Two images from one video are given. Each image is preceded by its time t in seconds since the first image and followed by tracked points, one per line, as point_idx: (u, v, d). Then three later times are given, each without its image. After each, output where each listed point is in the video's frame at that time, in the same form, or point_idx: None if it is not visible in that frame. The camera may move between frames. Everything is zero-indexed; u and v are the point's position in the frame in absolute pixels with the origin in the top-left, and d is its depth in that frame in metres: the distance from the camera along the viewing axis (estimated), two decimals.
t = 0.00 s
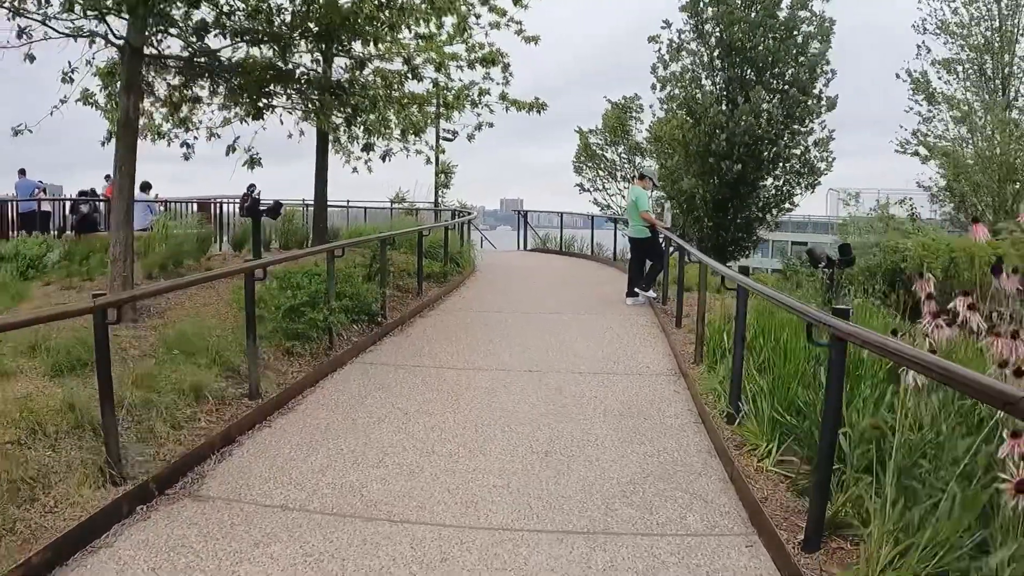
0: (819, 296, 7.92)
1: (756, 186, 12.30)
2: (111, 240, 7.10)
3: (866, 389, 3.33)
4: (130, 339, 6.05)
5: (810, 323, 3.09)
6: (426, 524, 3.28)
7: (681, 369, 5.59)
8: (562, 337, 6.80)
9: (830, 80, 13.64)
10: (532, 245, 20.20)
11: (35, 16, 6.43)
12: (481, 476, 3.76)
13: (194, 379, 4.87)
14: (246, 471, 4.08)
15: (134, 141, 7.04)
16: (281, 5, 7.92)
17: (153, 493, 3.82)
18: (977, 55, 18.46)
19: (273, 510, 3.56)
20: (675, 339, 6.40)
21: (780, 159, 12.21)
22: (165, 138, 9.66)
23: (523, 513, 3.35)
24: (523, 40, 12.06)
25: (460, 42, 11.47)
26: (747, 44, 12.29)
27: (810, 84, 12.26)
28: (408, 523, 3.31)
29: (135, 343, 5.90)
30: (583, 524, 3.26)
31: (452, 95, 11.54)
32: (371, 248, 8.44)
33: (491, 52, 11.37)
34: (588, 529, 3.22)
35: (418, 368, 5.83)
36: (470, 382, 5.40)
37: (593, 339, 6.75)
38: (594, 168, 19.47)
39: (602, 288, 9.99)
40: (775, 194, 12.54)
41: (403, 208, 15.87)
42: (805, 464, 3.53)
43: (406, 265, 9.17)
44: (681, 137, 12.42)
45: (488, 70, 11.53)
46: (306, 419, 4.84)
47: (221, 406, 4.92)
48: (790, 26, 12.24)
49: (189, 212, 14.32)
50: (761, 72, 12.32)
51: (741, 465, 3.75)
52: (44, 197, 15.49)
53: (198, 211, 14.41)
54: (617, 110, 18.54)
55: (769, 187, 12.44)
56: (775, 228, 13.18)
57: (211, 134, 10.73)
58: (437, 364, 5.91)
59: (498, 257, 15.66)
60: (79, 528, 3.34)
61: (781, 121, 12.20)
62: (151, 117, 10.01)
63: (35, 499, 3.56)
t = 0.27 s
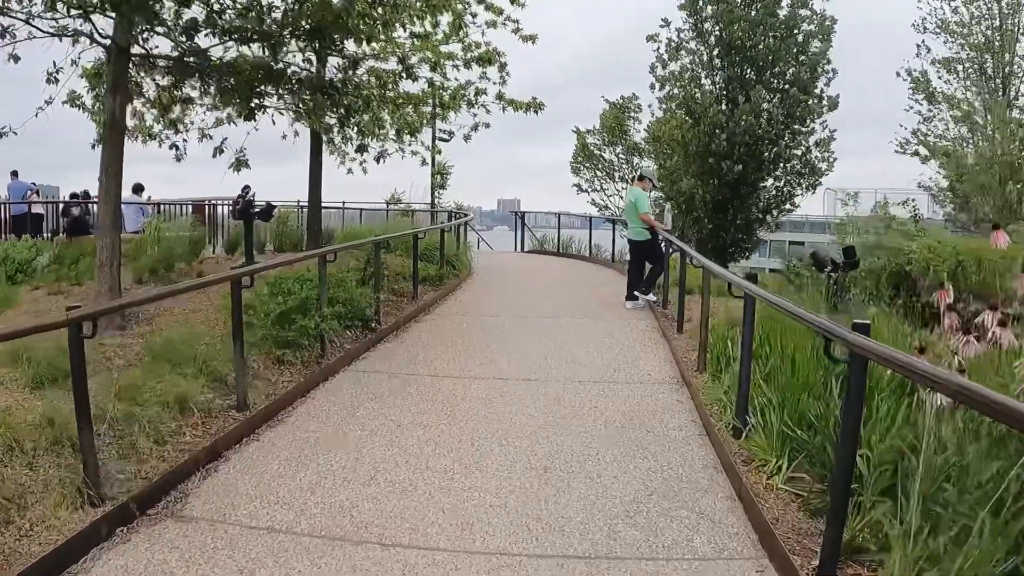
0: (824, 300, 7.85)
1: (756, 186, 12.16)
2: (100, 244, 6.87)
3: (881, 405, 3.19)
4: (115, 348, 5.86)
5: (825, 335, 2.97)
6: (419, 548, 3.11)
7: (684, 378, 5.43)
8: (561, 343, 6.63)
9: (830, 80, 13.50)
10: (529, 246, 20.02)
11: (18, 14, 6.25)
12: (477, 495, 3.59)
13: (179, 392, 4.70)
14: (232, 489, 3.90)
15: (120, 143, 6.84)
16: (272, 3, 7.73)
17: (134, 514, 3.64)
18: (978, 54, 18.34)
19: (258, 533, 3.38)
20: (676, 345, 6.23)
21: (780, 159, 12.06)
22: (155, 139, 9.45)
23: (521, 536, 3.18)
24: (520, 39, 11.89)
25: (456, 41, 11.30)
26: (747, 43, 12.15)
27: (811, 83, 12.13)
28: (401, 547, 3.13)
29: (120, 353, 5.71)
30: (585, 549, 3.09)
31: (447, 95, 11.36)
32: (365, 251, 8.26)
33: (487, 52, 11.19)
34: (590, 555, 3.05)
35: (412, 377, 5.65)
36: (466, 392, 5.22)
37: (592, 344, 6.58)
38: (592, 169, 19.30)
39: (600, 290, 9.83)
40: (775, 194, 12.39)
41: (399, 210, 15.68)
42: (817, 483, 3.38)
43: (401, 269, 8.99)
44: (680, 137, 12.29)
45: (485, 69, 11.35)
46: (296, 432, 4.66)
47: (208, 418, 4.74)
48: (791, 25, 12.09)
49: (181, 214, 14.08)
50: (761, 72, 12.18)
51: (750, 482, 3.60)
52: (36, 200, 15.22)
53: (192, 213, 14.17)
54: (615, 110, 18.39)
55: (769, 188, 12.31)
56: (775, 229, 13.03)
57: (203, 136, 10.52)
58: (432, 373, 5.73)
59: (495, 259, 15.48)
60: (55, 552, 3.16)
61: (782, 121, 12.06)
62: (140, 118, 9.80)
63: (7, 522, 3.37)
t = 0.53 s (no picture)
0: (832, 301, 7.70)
1: (759, 184, 11.99)
2: (88, 252, 6.73)
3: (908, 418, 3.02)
4: (104, 359, 5.68)
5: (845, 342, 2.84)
6: (417, 573, 2.93)
7: (692, 384, 5.24)
8: (564, 347, 6.44)
9: (833, 75, 13.31)
10: (529, 247, 19.85)
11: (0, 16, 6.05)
12: (480, 513, 3.41)
13: (168, 407, 4.53)
14: (221, 510, 3.72)
15: (110, 147, 6.67)
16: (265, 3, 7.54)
17: (119, 538, 3.46)
18: (980, 48, 18.17)
19: (248, 558, 3.19)
20: (683, 349, 6.04)
21: (784, 156, 11.87)
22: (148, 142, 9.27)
23: (526, 559, 3.00)
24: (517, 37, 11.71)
25: (452, 40, 11.12)
26: (748, 39, 11.98)
27: (815, 79, 11.95)
28: (398, 573, 2.95)
29: (109, 365, 5.53)
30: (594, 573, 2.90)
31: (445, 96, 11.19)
32: (362, 256, 8.09)
33: (485, 51, 11.01)
34: None
35: (410, 386, 5.47)
36: (466, 400, 5.04)
37: (596, 348, 6.40)
38: (592, 168, 19.11)
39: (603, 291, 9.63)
40: (779, 192, 12.22)
41: (398, 212, 15.50)
42: (837, 499, 3.21)
43: (400, 273, 8.80)
44: (682, 135, 12.12)
45: (482, 69, 11.17)
46: (290, 447, 4.48)
47: (198, 434, 4.56)
48: (793, 20, 11.92)
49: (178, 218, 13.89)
50: (763, 68, 12.00)
51: (765, 497, 3.42)
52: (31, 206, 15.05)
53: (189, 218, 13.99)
54: (615, 108, 18.21)
55: (773, 185, 12.14)
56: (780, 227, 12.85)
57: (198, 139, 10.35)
58: (431, 381, 5.55)
59: (495, 260, 15.29)
60: None
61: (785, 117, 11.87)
62: (132, 122, 9.62)
63: None
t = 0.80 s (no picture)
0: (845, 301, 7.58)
1: (766, 180, 11.78)
2: (78, 257, 6.56)
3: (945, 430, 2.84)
4: (94, 369, 5.50)
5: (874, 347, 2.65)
6: None
7: (703, 388, 5.03)
8: (569, 350, 6.24)
9: (839, 69, 13.08)
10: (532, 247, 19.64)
11: None
12: (482, 530, 3.22)
13: (156, 419, 4.37)
14: (210, 528, 3.53)
15: (100, 150, 6.49)
16: None
17: (101, 559, 3.27)
18: (987, 41, 17.92)
19: None
20: (693, 351, 5.83)
21: (790, 151, 11.66)
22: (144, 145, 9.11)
23: None
24: (518, 34, 11.51)
25: (451, 38, 10.93)
26: (753, 33, 11.76)
27: (821, 73, 11.73)
28: None
29: (99, 374, 5.35)
30: None
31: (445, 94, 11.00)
32: (361, 258, 7.89)
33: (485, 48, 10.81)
34: None
35: (410, 393, 5.26)
36: (468, 407, 4.83)
37: (603, 351, 6.19)
38: (595, 167, 18.89)
39: (608, 291, 9.41)
40: (786, 189, 12.01)
41: (399, 213, 15.31)
42: (863, 514, 3.01)
43: (401, 274, 8.61)
44: (687, 132, 11.91)
45: (483, 66, 10.97)
46: (284, 459, 4.29)
47: (188, 448, 4.37)
48: (798, 13, 11.70)
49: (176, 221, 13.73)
50: (768, 62, 11.79)
51: (786, 512, 3.22)
52: (29, 210, 14.90)
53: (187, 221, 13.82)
54: (618, 106, 17.99)
55: (780, 181, 11.92)
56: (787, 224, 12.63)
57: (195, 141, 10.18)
58: (432, 387, 5.35)
59: (498, 261, 15.09)
60: None
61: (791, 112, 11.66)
62: (127, 125, 9.44)
63: None
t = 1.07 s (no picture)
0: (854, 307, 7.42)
1: (771, 181, 11.58)
2: (67, 262, 6.38)
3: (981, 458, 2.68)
4: (81, 379, 5.33)
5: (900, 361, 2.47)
6: None
7: (712, 397, 4.84)
8: (572, 356, 6.05)
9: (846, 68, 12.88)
10: (534, 249, 19.46)
11: None
12: (480, 555, 3.04)
13: (140, 433, 4.21)
14: (194, 551, 3.35)
15: (89, 152, 6.31)
16: None
17: None
18: (992, 40, 17.72)
19: None
20: (700, 358, 5.63)
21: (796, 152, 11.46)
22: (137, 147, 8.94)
23: None
24: (519, 33, 11.33)
25: (451, 37, 10.75)
26: (758, 32, 11.59)
27: (827, 72, 11.53)
28: None
29: (86, 384, 5.18)
30: None
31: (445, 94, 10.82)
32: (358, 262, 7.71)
33: (485, 47, 10.63)
34: None
35: (407, 402, 5.08)
36: (467, 418, 4.65)
37: (607, 357, 6.00)
38: (597, 167, 18.70)
39: (612, 294, 9.22)
40: (791, 190, 11.81)
41: (399, 214, 15.13)
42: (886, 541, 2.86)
43: (399, 277, 8.42)
44: (690, 132, 11.73)
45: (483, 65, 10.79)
46: (274, 475, 4.11)
47: (174, 463, 4.21)
48: (803, 12, 11.50)
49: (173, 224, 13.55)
50: (773, 62, 11.60)
51: (803, 536, 3.05)
52: (25, 213, 14.74)
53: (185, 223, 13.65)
54: (620, 106, 17.81)
55: (786, 182, 11.73)
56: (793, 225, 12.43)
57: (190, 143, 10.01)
58: (430, 397, 5.16)
59: (499, 263, 14.90)
60: None
61: (797, 113, 11.46)
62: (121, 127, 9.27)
63: None
